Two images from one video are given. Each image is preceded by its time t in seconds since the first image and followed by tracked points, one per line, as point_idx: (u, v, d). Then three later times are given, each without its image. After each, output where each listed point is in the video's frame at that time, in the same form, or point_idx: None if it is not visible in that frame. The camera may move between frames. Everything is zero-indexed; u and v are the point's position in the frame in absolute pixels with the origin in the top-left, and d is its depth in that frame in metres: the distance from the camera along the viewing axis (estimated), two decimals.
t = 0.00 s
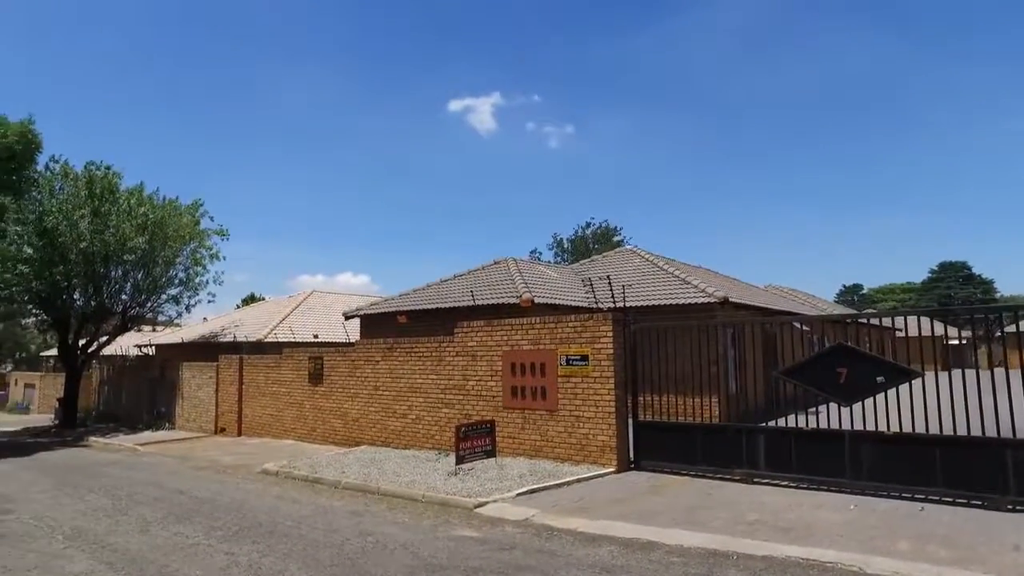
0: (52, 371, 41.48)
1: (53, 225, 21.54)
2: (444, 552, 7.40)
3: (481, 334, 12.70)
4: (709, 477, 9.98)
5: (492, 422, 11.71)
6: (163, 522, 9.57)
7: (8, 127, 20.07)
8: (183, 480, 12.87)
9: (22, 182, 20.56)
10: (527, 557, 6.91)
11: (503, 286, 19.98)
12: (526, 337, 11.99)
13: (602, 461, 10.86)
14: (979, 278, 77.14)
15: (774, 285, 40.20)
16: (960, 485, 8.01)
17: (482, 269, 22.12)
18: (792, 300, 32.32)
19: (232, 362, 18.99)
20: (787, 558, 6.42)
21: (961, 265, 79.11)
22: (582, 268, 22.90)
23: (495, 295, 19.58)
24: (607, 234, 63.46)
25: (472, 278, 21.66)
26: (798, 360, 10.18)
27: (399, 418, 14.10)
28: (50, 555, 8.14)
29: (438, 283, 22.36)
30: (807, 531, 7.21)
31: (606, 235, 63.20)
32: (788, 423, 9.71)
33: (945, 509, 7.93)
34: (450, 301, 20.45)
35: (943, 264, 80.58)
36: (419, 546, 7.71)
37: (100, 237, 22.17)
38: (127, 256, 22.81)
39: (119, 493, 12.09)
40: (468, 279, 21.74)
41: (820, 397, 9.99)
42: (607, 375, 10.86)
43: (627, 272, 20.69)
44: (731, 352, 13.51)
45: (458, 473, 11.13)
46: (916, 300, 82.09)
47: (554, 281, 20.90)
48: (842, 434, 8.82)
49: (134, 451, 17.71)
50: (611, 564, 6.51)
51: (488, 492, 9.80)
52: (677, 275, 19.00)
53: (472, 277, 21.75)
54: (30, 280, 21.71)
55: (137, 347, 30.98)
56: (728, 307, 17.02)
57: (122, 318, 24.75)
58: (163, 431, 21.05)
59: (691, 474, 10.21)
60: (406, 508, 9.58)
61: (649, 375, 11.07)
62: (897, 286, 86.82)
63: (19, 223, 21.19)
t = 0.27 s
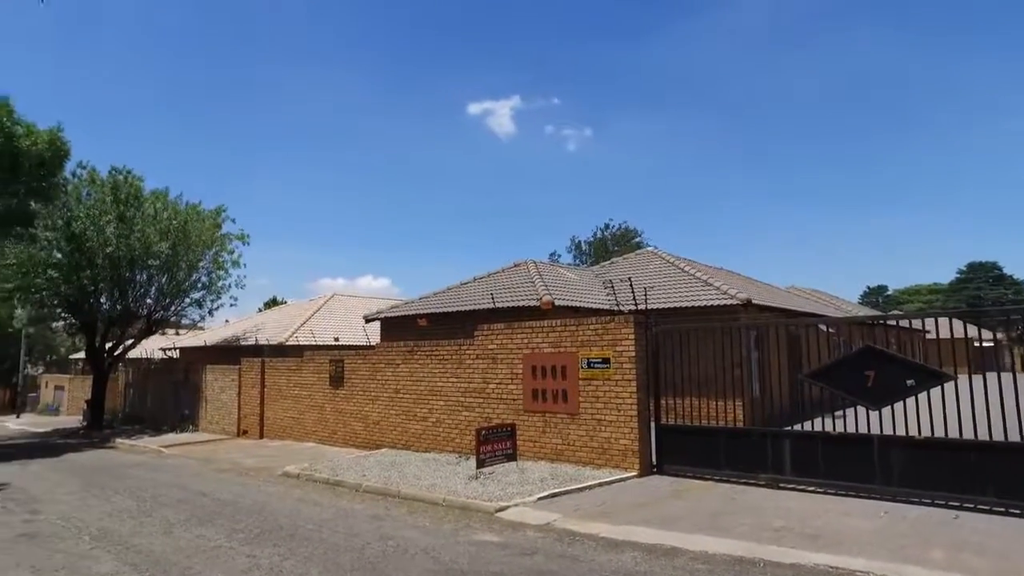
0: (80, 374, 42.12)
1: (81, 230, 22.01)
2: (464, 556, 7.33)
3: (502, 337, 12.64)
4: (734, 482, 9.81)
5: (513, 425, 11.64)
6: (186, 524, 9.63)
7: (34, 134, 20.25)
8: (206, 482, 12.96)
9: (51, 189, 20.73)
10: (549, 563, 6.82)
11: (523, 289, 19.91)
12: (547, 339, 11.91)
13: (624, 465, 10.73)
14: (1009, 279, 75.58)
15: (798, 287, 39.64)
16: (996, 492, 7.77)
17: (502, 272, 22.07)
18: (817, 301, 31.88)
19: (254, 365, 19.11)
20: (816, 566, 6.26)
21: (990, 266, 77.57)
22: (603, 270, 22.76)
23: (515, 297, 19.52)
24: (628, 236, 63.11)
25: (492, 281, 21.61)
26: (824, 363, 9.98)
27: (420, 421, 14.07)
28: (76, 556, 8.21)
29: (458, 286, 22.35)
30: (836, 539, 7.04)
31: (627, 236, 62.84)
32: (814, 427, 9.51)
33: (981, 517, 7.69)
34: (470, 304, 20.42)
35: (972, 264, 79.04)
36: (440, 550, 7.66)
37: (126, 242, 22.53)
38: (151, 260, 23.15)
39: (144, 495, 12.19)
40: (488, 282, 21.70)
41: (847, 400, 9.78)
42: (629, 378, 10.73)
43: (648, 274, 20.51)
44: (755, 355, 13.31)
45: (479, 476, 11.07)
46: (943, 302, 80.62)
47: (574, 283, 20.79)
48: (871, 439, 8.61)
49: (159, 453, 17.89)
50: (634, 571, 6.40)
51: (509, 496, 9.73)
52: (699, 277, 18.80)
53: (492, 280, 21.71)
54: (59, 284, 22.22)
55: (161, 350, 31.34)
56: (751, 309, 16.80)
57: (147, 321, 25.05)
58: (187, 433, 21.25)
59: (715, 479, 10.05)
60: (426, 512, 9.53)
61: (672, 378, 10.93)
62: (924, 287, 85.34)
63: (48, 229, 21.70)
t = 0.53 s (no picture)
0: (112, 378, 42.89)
1: (113, 238, 22.45)
2: (489, 564, 7.25)
3: (526, 342, 12.56)
4: (764, 490, 9.60)
5: (538, 430, 11.54)
6: (213, 529, 9.68)
7: (69, 145, 20.72)
8: (234, 486, 13.05)
9: (86, 198, 21.31)
10: (575, 572, 6.71)
11: (548, 293, 19.80)
12: (572, 344, 11.79)
13: (651, 471, 10.57)
14: None
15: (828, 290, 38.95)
16: None
17: (526, 276, 21.99)
18: (847, 304, 31.29)
19: (280, 370, 19.24)
20: None
21: None
22: (628, 273, 22.57)
23: (540, 302, 19.42)
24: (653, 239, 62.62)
25: (517, 285, 21.54)
26: (857, 368, 9.70)
27: (444, 426, 14.03)
28: (106, 559, 8.29)
29: (482, 291, 22.31)
30: (872, 550, 6.83)
31: (652, 239, 62.37)
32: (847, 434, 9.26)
33: None
34: (495, 308, 20.37)
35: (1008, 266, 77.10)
36: (465, 558, 7.58)
37: (155, 248, 22.89)
38: (180, 267, 23.47)
39: (172, 498, 12.32)
40: (512, 286, 21.63)
41: (881, 407, 9.51)
42: (656, 383, 10.57)
43: (674, 277, 20.26)
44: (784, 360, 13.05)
45: (504, 482, 10.98)
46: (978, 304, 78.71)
47: (599, 287, 20.63)
48: (908, 447, 8.35)
49: (187, 457, 18.09)
50: None
51: (534, 503, 9.62)
52: (726, 280, 18.53)
53: (516, 284, 21.64)
54: (92, 291, 22.68)
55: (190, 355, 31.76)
56: (779, 313, 16.50)
57: (176, 327, 25.39)
58: (215, 437, 21.48)
59: (744, 486, 9.84)
60: (451, 518, 9.48)
61: (699, 383, 10.74)
62: (958, 289, 83.43)
63: (82, 237, 22.14)
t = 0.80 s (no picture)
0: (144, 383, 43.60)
1: (144, 245, 22.89)
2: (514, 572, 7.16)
3: (551, 347, 12.46)
4: (794, 498, 9.37)
5: (563, 436, 11.42)
6: (240, 534, 9.72)
7: (104, 154, 21.12)
8: (261, 491, 13.13)
9: (119, 207, 21.71)
10: None
11: (572, 298, 19.68)
12: (597, 349, 11.67)
13: (678, 478, 10.39)
14: None
15: (859, 293, 38.19)
16: None
17: (551, 281, 21.89)
18: (879, 307, 30.64)
19: (307, 375, 19.37)
20: None
21: None
22: (653, 277, 22.35)
23: (564, 307, 19.31)
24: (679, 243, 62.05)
25: (541, 290, 21.45)
26: (892, 373, 9.43)
27: (469, 431, 13.98)
28: (135, 562, 8.36)
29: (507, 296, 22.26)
30: (909, 563, 6.60)
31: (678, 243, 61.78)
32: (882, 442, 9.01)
33: None
34: (519, 313, 20.30)
35: None
36: (489, 566, 7.50)
37: (185, 255, 23.23)
38: (208, 273, 23.77)
39: (201, 503, 12.42)
40: (537, 291, 21.55)
41: (918, 413, 9.22)
42: (683, 389, 10.40)
43: (701, 281, 20.02)
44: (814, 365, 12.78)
45: (529, 489, 10.88)
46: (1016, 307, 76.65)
47: (624, 291, 20.45)
48: (946, 455, 8.09)
49: (216, 461, 18.27)
50: None
51: (560, 510, 9.51)
52: (754, 284, 18.24)
53: (541, 289, 21.55)
54: (124, 298, 23.10)
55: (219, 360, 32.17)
56: (809, 316, 16.19)
57: (205, 333, 25.69)
58: (243, 442, 21.68)
59: (774, 494, 9.62)
60: (476, 525, 9.40)
61: (727, 389, 10.55)
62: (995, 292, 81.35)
63: (115, 245, 22.52)
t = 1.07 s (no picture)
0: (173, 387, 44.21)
1: (173, 251, 23.27)
2: None
3: (575, 351, 12.37)
4: (824, 505, 9.16)
5: (587, 441, 11.32)
6: (264, 537, 9.76)
7: (136, 163, 21.41)
8: (286, 494, 13.20)
9: (150, 214, 21.99)
10: None
11: (596, 302, 19.54)
12: (621, 353, 11.56)
13: (704, 484, 10.21)
14: None
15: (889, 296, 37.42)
16: None
17: (574, 285, 21.77)
18: (910, 309, 29.98)
19: (331, 380, 19.47)
20: None
21: None
22: (678, 281, 22.12)
23: (588, 311, 19.19)
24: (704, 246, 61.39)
25: (564, 294, 21.35)
26: (927, 377, 9.17)
27: (493, 436, 13.93)
28: (161, 565, 8.44)
29: (530, 300, 22.19)
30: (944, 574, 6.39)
31: (703, 246, 61.17)
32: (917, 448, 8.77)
33: None
34: (543, 317, 20.21)
35: None
36: (511, 572, 7.43)
37: (212, 261, 23.52)
38: (235, 278, 24.05)
39: (227, 506, 12.53)
40: (560, 295, 21.44)
41: (954, 419, 8.96)
42: (708, 393, 10.24)
43: (726, 284, 19.75)
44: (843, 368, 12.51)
45: (553, 494, 10.78)
46: None
47: (648, 295, 20.26)
48: (983, 462, 7.84)
49: (242, 465, 18.43)
50: None
51: (583, 516, 9.40)
52: (781, 287, 17.95)
53: (564, 293, 21.44)
54: (154, 303, 23.44)
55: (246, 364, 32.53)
56: (838, 319, 15.87)
57: (232, 337, 25.98)
58: (269, 445, 21.87)
59: (803, 500, 9.42)
60: (499, 531, 9.33)
61: (754, 393, 10.36)
62: None
63: (145, 251, 23.02)
